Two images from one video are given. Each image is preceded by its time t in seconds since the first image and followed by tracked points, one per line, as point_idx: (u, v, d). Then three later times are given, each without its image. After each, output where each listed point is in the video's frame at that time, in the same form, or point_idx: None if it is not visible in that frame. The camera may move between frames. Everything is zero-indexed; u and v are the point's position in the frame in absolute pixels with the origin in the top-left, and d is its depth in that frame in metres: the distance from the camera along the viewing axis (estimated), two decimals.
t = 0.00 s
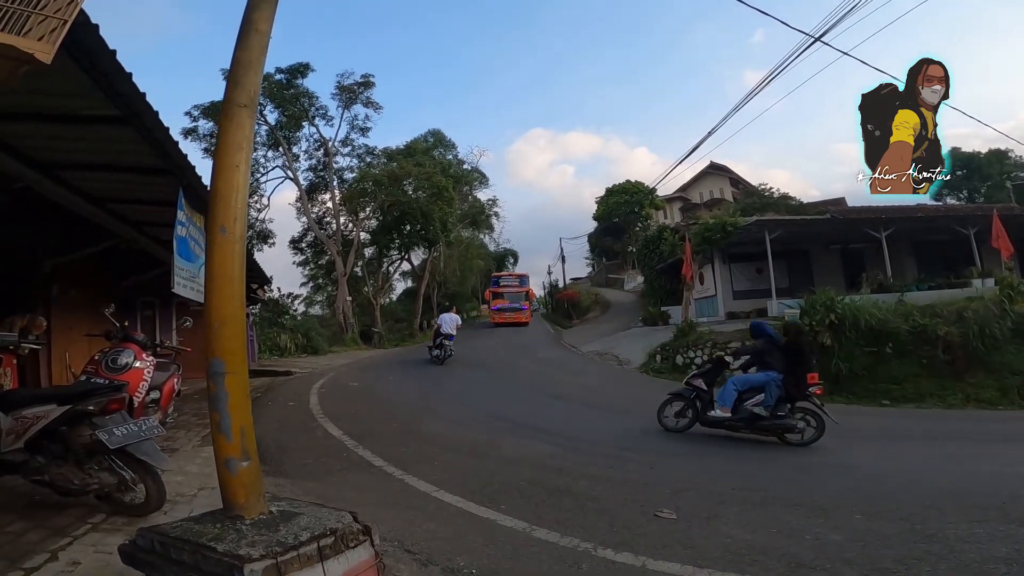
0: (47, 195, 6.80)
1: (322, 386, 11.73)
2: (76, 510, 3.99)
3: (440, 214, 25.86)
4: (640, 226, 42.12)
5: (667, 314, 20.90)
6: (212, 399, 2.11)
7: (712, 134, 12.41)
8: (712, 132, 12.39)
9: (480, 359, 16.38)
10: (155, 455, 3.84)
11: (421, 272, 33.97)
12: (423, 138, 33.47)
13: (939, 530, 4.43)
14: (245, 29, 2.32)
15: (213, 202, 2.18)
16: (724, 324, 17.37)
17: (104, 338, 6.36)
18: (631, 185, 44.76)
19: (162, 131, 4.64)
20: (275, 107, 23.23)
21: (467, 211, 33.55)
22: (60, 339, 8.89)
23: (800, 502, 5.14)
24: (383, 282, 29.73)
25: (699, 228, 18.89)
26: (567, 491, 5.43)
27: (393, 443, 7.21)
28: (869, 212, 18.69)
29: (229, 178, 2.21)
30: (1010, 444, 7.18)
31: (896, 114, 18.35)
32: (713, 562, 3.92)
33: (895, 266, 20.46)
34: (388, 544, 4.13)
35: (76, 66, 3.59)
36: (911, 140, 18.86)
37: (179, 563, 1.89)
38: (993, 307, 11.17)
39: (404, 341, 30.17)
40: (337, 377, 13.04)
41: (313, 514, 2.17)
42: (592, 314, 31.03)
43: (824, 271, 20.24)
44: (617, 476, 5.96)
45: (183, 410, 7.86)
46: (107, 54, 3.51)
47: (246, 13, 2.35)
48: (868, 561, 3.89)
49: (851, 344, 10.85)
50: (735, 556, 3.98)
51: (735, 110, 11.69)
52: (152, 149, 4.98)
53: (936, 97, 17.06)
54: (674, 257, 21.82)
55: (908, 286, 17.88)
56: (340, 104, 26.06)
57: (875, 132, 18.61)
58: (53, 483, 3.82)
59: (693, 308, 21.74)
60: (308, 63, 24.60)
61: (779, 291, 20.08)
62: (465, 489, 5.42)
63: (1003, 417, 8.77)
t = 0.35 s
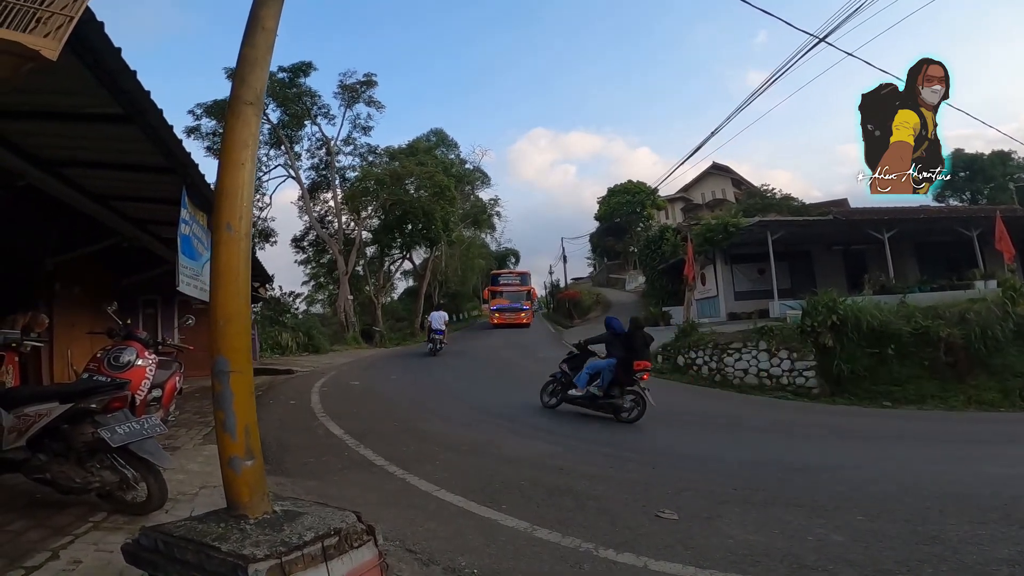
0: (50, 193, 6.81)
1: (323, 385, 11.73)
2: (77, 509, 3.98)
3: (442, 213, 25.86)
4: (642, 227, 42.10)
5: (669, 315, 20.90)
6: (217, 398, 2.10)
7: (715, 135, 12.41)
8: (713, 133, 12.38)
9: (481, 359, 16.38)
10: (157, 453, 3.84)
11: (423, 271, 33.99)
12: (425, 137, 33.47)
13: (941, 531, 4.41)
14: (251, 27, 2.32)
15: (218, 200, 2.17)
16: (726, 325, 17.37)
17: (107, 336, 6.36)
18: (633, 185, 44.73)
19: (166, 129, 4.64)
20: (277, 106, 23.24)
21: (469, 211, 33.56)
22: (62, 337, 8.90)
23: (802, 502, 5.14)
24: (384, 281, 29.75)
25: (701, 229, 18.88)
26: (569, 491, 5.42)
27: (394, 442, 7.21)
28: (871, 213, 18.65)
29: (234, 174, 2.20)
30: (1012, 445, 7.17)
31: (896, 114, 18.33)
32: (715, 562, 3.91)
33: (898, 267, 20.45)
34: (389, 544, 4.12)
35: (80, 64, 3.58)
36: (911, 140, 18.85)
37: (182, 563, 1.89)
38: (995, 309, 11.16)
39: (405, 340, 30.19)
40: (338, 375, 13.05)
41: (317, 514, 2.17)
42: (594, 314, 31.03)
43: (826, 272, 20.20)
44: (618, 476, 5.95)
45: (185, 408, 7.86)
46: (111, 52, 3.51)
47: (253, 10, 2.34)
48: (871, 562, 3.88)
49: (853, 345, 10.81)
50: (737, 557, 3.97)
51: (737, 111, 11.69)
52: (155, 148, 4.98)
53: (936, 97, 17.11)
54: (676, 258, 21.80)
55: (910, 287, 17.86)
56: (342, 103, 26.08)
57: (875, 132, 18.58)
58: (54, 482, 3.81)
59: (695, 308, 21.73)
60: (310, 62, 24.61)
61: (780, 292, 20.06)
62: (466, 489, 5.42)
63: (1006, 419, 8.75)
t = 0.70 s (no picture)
0: (51, 192, 6.80)
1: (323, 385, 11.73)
2: (76, 508, 3.98)
3: (442, 213, 25.86)
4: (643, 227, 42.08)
5: (669, 316, 20.89)
6: (217, 399, 2.10)
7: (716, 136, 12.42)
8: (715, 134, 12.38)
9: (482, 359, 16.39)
10: (157, 453, 3.83)
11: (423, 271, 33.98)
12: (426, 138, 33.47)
13: (941, 533, 4.41)
14: (253, 27, 2.31)
15: (219, 199, 2.17)
16: (726, 326, 17.35)
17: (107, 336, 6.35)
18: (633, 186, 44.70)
19: (167, 128, 4.63)
20: (278, 105, 23.24)
21: (470, 211, 33.56)
22: (62, 336, 8.90)
23: (803, 504, 5.13)
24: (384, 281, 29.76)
25: (702, 230, 18.87)
26: (569, 492, 5.42)
27: (394, 442, 7.20)
28: (872, 215, 18.64)
29: (235, 175, 2.20)
30: (1013, 447, 7.16)
31: (896, 114, 18.32)
32: (713, 564, 3.90)
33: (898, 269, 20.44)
34: (388, 545, 4.12)
35: (82, 63, 3.58)
36: (910, 140, 18.85)
37: (181, 564, 1.88)
38: (995, 311, 11.16)
39: (405, 340, 30.20)
40: (338, 375, 13.05)
41: (317, 515, 2.17)
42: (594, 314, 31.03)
43: (826, 274, 20.19)
44: (618, 477, 5.94)
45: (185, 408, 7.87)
46: (113, 51, 3.50)
47: (255, 10, 2.34)
48: (870, 564, 3.87)
49: (854, 347, 10.81)
50: (737, 559, 3.97)
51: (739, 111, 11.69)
52: (156, 146, 4.98)
53: (936, 97, 17.14)
54: (676, 259, 21.78)
55: (911, 289, 17.85)
56: (343, 103, 26.08)
57: (875, 132, 18.57)
58: (53, 481, 3.81)
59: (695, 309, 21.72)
60: (311, 61, 24.62)
61: (781, 293, 20.06)
62: (465, 489, 5.41)
63: (1006, 421, 8.73)
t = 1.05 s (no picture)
0: (52, 191, 6.82)
1: (323, 385, 11.74)
2: (75, 507, 3.98)
3: (443, 214, 25.87)
4: (644, 229, 42.07)
5: (670, 317, 20.89)
6: (216, 399, 2.10)
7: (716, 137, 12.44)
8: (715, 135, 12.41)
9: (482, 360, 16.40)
10: (155, 453, 3.83)
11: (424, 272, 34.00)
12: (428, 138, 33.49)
13: (939, 536, 4.40)
14: (254, 27, 2.31)
15: (219, 199, 2.17)
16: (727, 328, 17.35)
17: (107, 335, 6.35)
18: (634, 187, 44.70)
19: (168, 127, 4.63)
20: (279, 105, 23.27)
21: (470, 211, 33.59)
22: (62, 335, 8.90)
23: (801, 506, 5.12)
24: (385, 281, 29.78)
25: (702, 232, 18.87)
26: (568, 493, 5.42)
27: (393, 442, 7.20)
28: (873, 217, 18.64)
29: (235, 175, 2.20)
30: (1012, 450, 7.15)
31: (896, 115, 18.33)
32: (711, 565, 3.91)
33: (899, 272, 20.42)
34: (386, 545, 4.13)
35: (85, 63, 3.59)
36: (911, 140, 18.83)
37: (178, 564, 1.88)
38: (996, 315, 11.16)
39: (405, 341, 30.21)
40: (338, 376, 13.05)
41: (315, 515, 2.17)
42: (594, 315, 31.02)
43: (827, 276, 20.18)
44: (617, 479, 5.94)
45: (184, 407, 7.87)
46: (116, 50, 3.51)
47: (257, 9, 2.34)
48: (868, 566, 3.87)
49: (854, 349, 10.80)
50: (735, 560, 3.97)
51: (739, 113, 11.72)
52: (158, 146, 4.98)
53: (936, 97, 17.10)
54: (677, 260, 21.79)
55: (911, 292, 17.84)
56: (345, 103, 26.12)
57: (875, 132, 18.61)
58: (52, 480, 3.82)
59: (696, 311, 21.71)
60: (313, 61, 24.66)
61: (782, 295, 20.04)
62: (464, 490, 5.41)
63: (1006, 424, 8.72)
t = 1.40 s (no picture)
0: (43, 188, 6.78)
1: (316, 383, 11.72)
2: (63, 505, 3.97)
3: (439, 212, 25.85)
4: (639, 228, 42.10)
5: (664, 317, 20.93)
6: (200, 397, 2.10)
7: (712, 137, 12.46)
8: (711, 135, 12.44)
9: (476, 358, 16.39)
10: (144, 451, 3.83)
11: (419, 270, 33.93)
12: (424, 136, 33.43)
13: (927, 536, 4.43)
14: (242, 26, 2.31)
15: (205, 197, 2.17)
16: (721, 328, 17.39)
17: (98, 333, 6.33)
18: (629, 187, 44.74)
19: (159, 125, 4.61)
20: (275, 103, 23.19)
21: (466, 210, 33.58)
22: (53, 332, 8.86)
23: (792, 506, 5.15)
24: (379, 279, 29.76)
25: (697, 231, 18.90)
26: (560, 492, 5.43)
27: (387, 441, 7.20)
28: (867, 217, 18.72)
29: (221, 173, 2.20)
30: (1002, 450, 7.20)
31: (896, 114, 18.40)
32: (701, 565, 3.92)
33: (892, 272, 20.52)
34: (376, 543, 4.13)
35: (75, 60, 3.57)
36: (911, 139, 18.87)
37: (161, 561, 1.88)
38: (988, 315, 11.23)
39: (399, 339, 30.18)
40: (331, 374, 13.03)
41: (299, 513, 2.17)
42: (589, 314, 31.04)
43: (821, 276, 20.26)
44: (610, 478, 5.95)
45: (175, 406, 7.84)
46: (106, 48, 3.50)
47: (246, 8, 2.33)
48: (856, 566, 3.89)
49: (847, 349, 10.85)
50: (725, 560, 3.99)
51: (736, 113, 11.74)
52: (149, 143, 4.95)
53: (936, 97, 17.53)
54: (671, 260, 21.83)
55: (904, 292, 17.92)
56: (341, 101, 26.08)
57: (875, 132, 18.70)
58: (40, 478, 3.80)
59: (690, 310, 21.76)
60: (309, 59, 24.60)
61: (776, 295, 20.10)
62: (456, 489, 5.41)
63: (996, 424, 8.78)
